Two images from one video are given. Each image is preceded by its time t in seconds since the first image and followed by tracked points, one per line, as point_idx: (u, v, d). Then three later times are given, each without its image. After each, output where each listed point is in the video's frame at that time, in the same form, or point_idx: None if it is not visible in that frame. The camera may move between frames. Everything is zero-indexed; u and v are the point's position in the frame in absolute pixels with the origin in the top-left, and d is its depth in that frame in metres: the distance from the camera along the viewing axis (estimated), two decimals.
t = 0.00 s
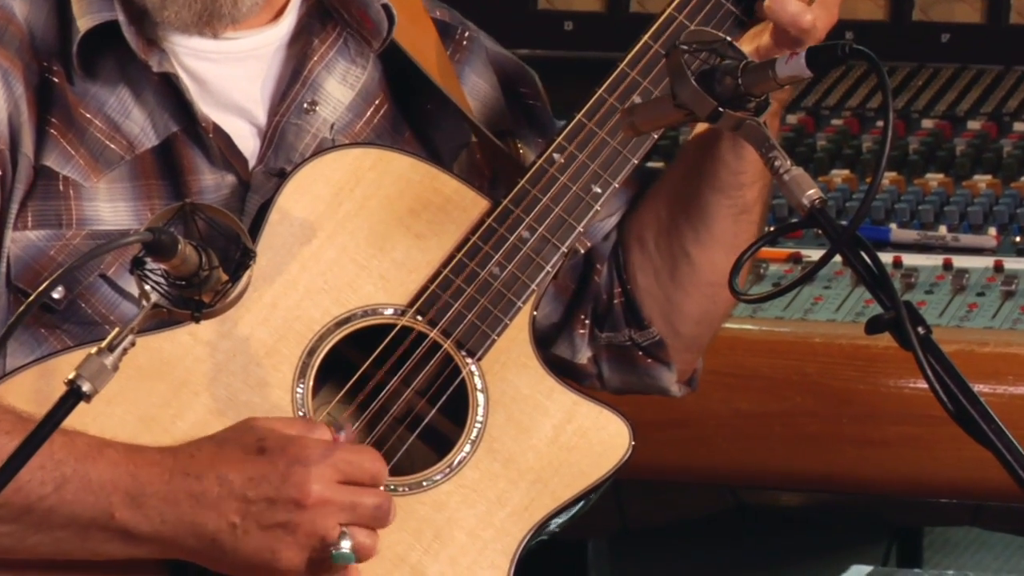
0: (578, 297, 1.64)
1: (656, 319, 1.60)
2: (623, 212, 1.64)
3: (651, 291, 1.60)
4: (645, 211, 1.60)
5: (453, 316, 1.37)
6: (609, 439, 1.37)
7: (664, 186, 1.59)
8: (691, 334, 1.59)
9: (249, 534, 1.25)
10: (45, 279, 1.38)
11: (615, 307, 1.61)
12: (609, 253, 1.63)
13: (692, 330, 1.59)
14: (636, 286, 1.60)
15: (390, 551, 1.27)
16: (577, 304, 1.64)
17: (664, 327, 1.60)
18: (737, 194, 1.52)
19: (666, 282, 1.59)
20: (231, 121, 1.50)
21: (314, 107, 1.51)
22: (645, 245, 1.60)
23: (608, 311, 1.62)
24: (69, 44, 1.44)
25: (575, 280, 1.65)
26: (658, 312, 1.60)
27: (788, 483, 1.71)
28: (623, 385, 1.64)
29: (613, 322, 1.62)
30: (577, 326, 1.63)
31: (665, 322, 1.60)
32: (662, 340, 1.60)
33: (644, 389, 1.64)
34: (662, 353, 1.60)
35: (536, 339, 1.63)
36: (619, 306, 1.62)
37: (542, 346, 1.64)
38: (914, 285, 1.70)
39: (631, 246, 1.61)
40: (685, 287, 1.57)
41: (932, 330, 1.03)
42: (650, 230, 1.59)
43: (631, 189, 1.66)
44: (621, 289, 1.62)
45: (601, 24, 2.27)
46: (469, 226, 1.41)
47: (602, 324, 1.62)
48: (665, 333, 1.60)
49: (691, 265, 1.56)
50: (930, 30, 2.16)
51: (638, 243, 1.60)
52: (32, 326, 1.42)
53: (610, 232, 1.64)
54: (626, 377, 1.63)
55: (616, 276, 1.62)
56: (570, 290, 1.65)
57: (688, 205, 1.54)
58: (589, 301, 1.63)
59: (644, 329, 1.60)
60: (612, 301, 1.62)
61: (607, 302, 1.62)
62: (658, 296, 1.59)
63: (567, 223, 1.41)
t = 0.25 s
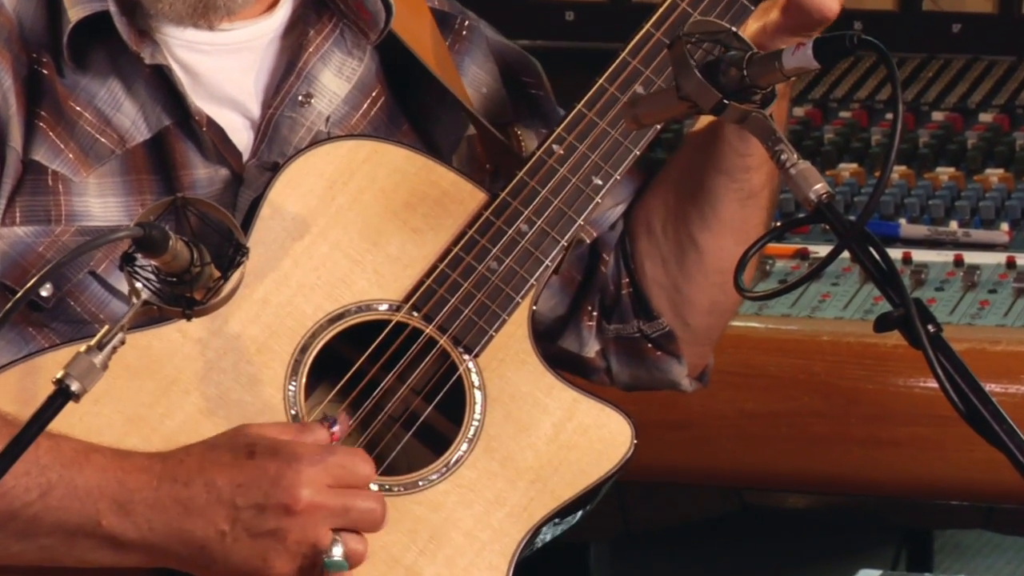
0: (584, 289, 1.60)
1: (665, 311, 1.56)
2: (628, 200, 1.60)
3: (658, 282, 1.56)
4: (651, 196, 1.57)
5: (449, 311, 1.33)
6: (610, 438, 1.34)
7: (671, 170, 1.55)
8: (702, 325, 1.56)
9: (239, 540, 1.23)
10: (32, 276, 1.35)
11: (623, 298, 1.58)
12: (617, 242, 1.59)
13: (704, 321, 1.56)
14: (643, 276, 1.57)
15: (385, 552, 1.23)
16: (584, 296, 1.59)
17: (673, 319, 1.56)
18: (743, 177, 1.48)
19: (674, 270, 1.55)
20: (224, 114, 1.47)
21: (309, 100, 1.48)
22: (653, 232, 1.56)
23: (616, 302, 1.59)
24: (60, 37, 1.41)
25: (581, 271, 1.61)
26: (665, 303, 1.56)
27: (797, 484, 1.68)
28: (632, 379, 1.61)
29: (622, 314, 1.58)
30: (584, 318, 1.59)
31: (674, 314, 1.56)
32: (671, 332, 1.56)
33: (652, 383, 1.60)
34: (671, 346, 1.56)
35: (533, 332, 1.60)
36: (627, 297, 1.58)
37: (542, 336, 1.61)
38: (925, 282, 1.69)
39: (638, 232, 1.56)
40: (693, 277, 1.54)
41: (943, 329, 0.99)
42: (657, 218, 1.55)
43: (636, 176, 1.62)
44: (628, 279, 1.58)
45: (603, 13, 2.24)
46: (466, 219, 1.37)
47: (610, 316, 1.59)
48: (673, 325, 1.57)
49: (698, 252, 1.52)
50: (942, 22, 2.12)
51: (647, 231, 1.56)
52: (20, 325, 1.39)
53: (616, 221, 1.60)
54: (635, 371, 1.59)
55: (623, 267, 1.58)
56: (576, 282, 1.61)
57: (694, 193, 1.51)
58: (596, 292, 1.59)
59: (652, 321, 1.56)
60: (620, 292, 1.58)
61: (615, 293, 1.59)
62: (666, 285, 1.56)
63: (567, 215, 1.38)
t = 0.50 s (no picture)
0: (586, 288, 1.58)
1: (665, 311, 1.54)
2: (631, 200, 1.59)
3: (659, 280, 1.54)
4: (654, 194, 1.54)
5: (450, 315, 1.31)
6: (614, 444, 1.31)
7: (674, 166, 1.53)
8: (700, 327, 1.54)
9: (234, 552, 1.21)
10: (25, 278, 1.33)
11: (622, 298, 1.56)
12: (618, 241, 1.57)
13: (703, 325, 1.53)
14: (643, 276, 1.55)
15: (385, 561, 1.21)
16: (584, 295, 1.58)
17: (673, 319, 1.54)
18: (745, 179, 1.46)
19: (674, 271, 1.53)
20: (221, 112, 1.44)
21: (306, 99, 1.46)
22: (653, 233, 1.54)
23: (615, 302, 1.57)
24: (54, 34, 1.39)
25: (583, 270, 1.59)
26: (666, 303, 1.54)
27: (803, 490, 1.66)
28: (632, 381, 1.58)
29: (621, 314, 1.56)
30: (585, 318, 1.57)
31: (674, 314, 1.54)
32: (672, 332, 1.54)
33: (653, 385, 1.57)
34: (672, 346, 1.55)
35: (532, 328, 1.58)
36: (627, 297, 1.56)
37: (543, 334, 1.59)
38: (935, 284, 1.66)
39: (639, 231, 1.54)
40: (694, 279, 1.52)
41: (952, 333, 0.97)
42: (657, 218, 1.54)
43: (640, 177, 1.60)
44: (628, 279, 1.56)
45: (607, 11, 2.21)
46: (467, 221, 1.35)
47: (609, 316, 1.57)
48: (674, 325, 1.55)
49: (698, 254, 1.50)
50: (952, 18, 2.10)
51: (647, 231, 1.54)
52: (13, 326, 1.37)
53: (618, 220, 1.59)
54: (636, 372, 1.57)
55: (623, 266, 1.56)
56: (578, 281, 1.59)
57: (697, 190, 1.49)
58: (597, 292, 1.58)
59: (652, 321, 1.54)
60: (619, 291, 1.56)
61: (614, 293, 1.57)
62: (665, 284, 1.54)
63: (570, 217, 1.35)
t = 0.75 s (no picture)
0: (581, 286, 1.58)
1: (660, 309, 1.55)
2: (627, 197, 1.58)
3: (654, 276, 1.54)
4: (650, 193, 1.54)
5: (448, 314, 1.31)
6: (612, 445, 1.31)
7: (670, 164, 1.53)
8: (696, 325, 1.54)
9: (235, 561, 1.20)
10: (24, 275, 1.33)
11: (617, 296, 1.56)
12: (614, 239, 1.57)
13: (698, 323, 1.54)
14: (639, 274, 1.55)
15: (384, 560, 1.21)
16: (579, 293, 1.57)
17: (669, 317, 1.55)
18: (738, 179, 1.46)
19: (670, 269, 1.53)
20: (219, 110, 1.44)
21: (303, 97, 1.45)
22: (648, 231, 1.54)
23: (610, 300, 1.57)
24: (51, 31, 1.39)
25: (580, 267, 1.58)
26: (662, 301, 1.55)
27: (800, 491, 1.66)
28: (627, 377, 1.60)
29: (617, 311, 1.57)
30: (581, 316, 1.57)
31: (670, 313, 1.54)
32: (667, 331, 1.55)
33: (647, 380, 1.59)
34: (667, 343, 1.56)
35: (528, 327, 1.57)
36: (622, 295, 1.56)
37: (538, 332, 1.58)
38: (934, 285, 1.66)
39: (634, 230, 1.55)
40: (691, 278, 1.52)
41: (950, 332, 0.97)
42: (653, 216, 1.54)
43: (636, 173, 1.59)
44: (623, 276, 1.56)
45: (610, 14, 2.21)
46: (466, 220, 1.35)
47: (605, 314, 1.57)
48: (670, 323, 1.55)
49: (693, 253, 1.51)
50: (950, 20, 2.10)
51: (642, 229, 1.55)
52: (10, 324, 1.36)
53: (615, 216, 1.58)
54: (631, 369, 1.58)
55: (618, 265, 1.56)
56: (574, 278, 1.58)
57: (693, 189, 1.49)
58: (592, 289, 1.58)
59: (648, 319, 1.55)
60: (614, 289, 1.56)
61: (609, 290, 1.57)
62: (660, 283, 1.54)
63: (567, 216, 1.35)
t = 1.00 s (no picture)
0: (578, 291, 1.58)
1: (659, 314, 1.54)
2: (626, 200, 1.58)
3: (652, 281, 1.54)
4: (648, 197, 1.54)
5: (447, 316, 1.31)
6: (610, 447, 1.31)
7: (670, 169, 1.53)
8: (696, 331, 1.54)
9: (233, 556, 1.20)
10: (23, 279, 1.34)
11: (615, 301, 1.55)
12: (611, 243, 1.57)
13: (697, 327, 1.54)
14: (637, 278, 1.54)
15: (384, 562, 1.21)
16: (577, 297, 1.57)
17: (668, 322, 1.54)
18: (739, 182, 1.46)
19: (669, 274, 1.53)
20: (216, 112, 1.44)
21: (302, 98, 1.45)
22: (647, 235, 1.54)
23: (608, 305, 1.56)
24: (46, 35, 1.39)
25: (576, 272, 1.58)
26: (660, 306, 1.54)
27: (801, 492, 1.66)
28: (624, 384, 1.58)
29: (614, 316, 1.56)
30: (577, 321, 1.57)
31: (669, 319, 1.54)
32: (664, 336, 1.54)
33: (643, 386, 1.58)
34: (665, 349, 1.55)
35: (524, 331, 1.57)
36: (620, 300, 1.56)
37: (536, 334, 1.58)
38: (933, 286, 1.66)
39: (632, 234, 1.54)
40: (690, 281, 1.52)
41: (950, 333, 0.97)
42: (652, 222, 1.53)
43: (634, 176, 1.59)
44: (621, 281, 1.55)
45: (606, 14, 2.22)
46: (464, 222, 1.35)
47: (602, 319, 1.56)
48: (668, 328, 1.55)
49: (694, 256, 1.50)
50: (950, 21, 2.11)
51: (641, 233, 1.54)
52: (9, 326, 1.37)
53: (612, 221, 1.58)
54: (627, 374, 1.57)
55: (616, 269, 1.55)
56: (571, 282, 1.58)
57: (692, 194, 1.49)
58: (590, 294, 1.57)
59: (646, 324, 1.54)
60: (612, 294, 1.56)
61: (607, 294, 1.56)
62: (659, 288, 1.54)
63: (566, 218, 1.35)
